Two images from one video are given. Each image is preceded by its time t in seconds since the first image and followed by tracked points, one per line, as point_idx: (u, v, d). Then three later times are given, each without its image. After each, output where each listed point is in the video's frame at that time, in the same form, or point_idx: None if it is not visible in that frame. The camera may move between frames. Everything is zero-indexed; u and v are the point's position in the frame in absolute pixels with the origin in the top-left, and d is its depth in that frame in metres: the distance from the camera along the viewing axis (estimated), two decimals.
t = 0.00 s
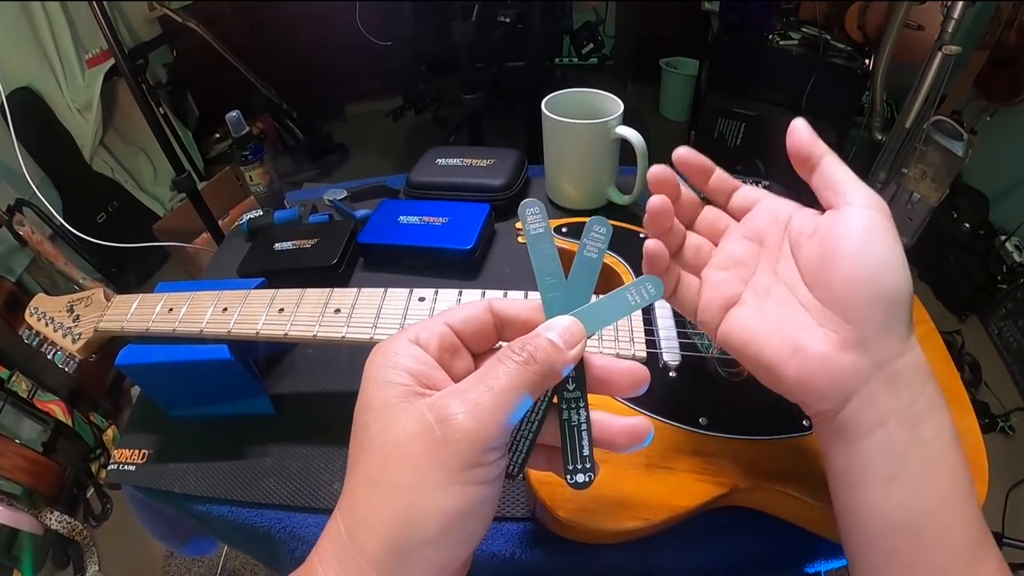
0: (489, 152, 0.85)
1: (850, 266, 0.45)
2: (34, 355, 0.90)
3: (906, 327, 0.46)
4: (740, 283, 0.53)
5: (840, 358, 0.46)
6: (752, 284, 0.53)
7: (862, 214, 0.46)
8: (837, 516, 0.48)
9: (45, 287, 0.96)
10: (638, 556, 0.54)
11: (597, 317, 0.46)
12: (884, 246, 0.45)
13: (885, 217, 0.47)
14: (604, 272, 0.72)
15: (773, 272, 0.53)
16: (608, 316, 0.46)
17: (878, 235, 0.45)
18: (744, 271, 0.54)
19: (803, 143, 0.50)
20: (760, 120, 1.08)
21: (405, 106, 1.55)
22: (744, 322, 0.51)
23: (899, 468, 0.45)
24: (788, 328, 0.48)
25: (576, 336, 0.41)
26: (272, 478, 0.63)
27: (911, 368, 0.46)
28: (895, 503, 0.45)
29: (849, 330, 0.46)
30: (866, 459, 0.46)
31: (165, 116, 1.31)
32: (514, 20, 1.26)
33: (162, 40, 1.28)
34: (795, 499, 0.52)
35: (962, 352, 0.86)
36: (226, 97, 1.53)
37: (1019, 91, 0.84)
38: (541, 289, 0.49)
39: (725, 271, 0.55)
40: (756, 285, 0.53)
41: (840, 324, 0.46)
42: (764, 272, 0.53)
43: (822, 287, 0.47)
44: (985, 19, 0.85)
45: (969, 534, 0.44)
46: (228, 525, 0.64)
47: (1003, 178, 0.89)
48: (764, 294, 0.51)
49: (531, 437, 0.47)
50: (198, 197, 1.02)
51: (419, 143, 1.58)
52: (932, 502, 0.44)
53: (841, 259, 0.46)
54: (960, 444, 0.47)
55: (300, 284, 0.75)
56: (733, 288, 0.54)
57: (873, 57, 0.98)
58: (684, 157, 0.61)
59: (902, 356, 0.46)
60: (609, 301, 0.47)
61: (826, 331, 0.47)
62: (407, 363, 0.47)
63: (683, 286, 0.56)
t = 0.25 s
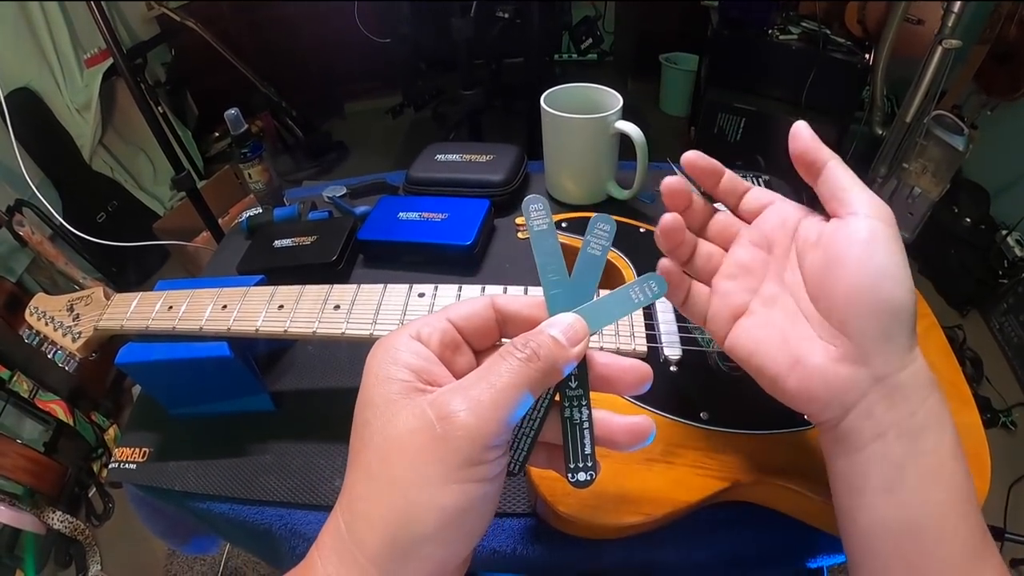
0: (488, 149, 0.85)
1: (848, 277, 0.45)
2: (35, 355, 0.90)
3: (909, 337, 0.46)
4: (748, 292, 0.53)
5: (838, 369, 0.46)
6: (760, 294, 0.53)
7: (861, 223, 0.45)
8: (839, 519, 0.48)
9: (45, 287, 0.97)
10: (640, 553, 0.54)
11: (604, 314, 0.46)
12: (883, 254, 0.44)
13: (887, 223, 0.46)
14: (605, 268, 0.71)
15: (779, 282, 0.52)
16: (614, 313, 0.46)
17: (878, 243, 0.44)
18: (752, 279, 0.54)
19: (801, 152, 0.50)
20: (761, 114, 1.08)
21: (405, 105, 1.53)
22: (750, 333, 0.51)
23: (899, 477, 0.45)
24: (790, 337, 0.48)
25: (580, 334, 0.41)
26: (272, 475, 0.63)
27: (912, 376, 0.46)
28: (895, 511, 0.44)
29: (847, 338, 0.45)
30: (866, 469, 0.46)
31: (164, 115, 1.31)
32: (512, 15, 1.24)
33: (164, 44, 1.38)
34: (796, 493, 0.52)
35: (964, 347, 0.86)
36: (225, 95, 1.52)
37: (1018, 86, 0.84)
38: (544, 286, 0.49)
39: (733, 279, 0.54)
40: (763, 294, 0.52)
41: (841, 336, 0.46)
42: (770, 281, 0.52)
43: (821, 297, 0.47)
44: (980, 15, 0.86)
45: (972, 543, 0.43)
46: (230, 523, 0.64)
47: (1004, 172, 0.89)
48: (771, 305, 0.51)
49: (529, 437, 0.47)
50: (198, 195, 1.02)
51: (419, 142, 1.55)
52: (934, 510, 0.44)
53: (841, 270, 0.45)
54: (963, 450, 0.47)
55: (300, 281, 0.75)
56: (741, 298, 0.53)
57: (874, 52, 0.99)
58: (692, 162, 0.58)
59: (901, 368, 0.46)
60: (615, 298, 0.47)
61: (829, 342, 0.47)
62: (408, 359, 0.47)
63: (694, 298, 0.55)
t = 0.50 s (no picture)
0: (487, 149, 0.84)
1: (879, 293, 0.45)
2: (36, 356, 0.90)
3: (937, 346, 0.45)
4: (783, 298, 0.52)
5: (868, 378, 0.46)
6: (795, 300, 0.52)
7: (891, 237, 0.45)
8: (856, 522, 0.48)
9: (47, 288, 0.97)
10: (641, 554, 0.54)
11: (605, 315, 0.46)
12: (912, 269, 0.44)
13: (916, 235, 0.46)
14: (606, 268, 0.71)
15: (813, 288, 0.51)
16: (613, 314, 0.46)
17: (907, 258, 0.44)
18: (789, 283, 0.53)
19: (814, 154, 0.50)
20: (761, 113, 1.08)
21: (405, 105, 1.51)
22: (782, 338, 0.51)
23: (917, 485, 0.45)
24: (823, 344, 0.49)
25: (581, 335, 0.41)
26: (272, 476, 0.63)
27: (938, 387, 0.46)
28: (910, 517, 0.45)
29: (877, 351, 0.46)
30: (886, 473, 0.46)
31: (164, 116, 1.31)
32: (511, 16, 1.25)
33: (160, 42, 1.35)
34: (797, 493, 0.52)
35: (965, 345, 0.86)
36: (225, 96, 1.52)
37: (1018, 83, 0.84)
38: (547, 285, 0.49)
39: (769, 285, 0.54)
40: (798, 301, 0.52)
41: (871, 346, 0.46)
42: (805, 287, 0.52)
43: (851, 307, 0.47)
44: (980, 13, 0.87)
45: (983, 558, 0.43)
46: (230, 523, 0.64)
47: (1004, 170, 0.89)
48: (805, 312, 0.51)
49: (530, 432, 0.47)
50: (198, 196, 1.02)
51: (419, 141, 1.56)
52: (948, 521, 0.44)
53: (870, 283, 0.45)
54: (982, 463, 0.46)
55: (299, 282, 0.75)
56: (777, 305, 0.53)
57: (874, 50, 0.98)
58: (733, 164, 0.56)
59: (928, 379, 0.46)
60: (616, 299, 0.47)
61: (860, 351, 0.47)
62: (407, 357, 0.47)
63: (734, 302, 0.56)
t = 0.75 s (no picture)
0: (483, 150, 0.85)
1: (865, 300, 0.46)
2: (35, 360, 0.90)
3: (939, 345, 0.46)
4: (800, 295, 0.55)
5: (866, 376, 0.48)
6: (812, 296, 0.54)
7: (877, 242, 0.45)
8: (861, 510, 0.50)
9: (45, 292, 0.96)
10: (639, 554, 0.54)
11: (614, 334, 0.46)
12: (899, 275, 0.44)
13: (910, 237, 0.45)
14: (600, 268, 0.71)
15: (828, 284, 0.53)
16: (620, 334, 0.46)
17: (892, 265, 0.44)
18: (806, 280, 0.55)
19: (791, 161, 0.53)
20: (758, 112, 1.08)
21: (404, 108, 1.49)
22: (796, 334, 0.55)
23: (917, 479, 0.46)
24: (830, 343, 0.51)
25: (592, 344, 0.42)
26: (271, 477, 0.63)
27: (943, 384, 0.46)
28: (910, 512, 0.45)
29: (873, 351, 0.47)
30: (889, 467, 0.47)
31: (162, 119, 1.31)
32: (507, 17, 1.25)
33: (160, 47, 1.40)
34: (792, 491, 0.52)
35: (964, 343, 0.86)
36: (223, 98, 1.52)
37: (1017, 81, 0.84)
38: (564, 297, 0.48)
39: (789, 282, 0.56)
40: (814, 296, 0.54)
41: (870, 348, 0.48)
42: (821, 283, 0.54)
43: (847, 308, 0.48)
44: (980, 10, 0.86)
45: (986, 550, 0.44)
46: (229, 525, 0.64)
47: (1002, 167, 0.89)
48: (820, 307, 0.53)
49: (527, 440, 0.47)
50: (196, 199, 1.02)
51: (418, 142, 1.57)
52: (948, 514, 0.44)
53: (856, 290, 0.46)
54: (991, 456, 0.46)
55: (296, 283, 0.75)
56: (795, 301, 0.56)
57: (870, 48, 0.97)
58: (744, 167, 0.56)
59: (930, 377, 0.46)
60: (627, 319, 0.46)
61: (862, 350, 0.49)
62: (411, 356, 0.47)
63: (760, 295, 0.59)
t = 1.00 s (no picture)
0: (484, 153, 0.85)
1: (828, 321, 0.45)
2: (38, 361, 0.91)
3: (914, 352, 0.45)
4: (778, 294, 0.52)
5: (849, 392, 0.48)
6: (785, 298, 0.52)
7: (827, 269, 0.43)
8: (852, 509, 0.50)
9: (47, 293, 0.97)
10: (640, 556, 0.54)
11: (632, 346, 0.46)
12: (856, 298, 0.43)
13: (860, 255, 0.43)
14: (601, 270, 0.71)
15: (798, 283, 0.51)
16: (638, 348, 0.46)
17: (848, 292, 0.43)
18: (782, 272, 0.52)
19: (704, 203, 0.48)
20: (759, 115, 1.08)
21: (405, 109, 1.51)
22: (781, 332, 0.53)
23: (905, 476, 0.46)
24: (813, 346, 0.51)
25: (607, 357, 0.42)
26: (272, 479, 0.63)
27: (927, 383, 0.45)
28: (898, 510, 0.45)
29: (846, 365, 0.47)
30: (877, 465, 0.47)
31: (165, 121, 1.32)
32: (509, 20, 1.24)
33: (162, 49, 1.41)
34: (792, 493, 0.52)
35: (965, 346, 0.86)
36: (225, 100, 1.53)
37: (1017, 83, 0.84)
38: (581, 304, 0.49)
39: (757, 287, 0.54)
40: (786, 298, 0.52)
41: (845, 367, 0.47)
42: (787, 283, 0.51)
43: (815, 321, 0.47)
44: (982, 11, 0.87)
45: (974, 547, 0.44)
46: (231, 526, 0.64)
47: (1003, 169, 0.89)
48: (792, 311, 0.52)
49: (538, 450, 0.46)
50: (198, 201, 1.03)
51: (419, 144, 1.57)
52: (935, 511, 0.44)
53: (819, 312, 0.46)
54: (982, 453, 0.46)
55: (298, 285, 0.75)
56: (775, 299, 0.53)
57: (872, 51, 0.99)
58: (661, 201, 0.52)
59: (909, 377, 0.45)
60: (645, 333, 0.47)
61: (837, 369, 0.48)
62: (424, 361, 0.47)
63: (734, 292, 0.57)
